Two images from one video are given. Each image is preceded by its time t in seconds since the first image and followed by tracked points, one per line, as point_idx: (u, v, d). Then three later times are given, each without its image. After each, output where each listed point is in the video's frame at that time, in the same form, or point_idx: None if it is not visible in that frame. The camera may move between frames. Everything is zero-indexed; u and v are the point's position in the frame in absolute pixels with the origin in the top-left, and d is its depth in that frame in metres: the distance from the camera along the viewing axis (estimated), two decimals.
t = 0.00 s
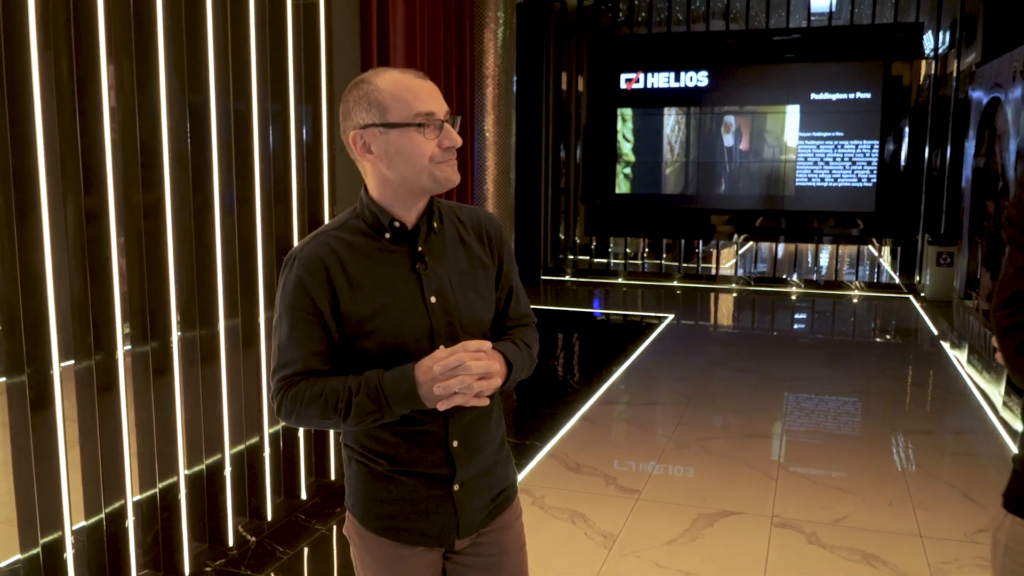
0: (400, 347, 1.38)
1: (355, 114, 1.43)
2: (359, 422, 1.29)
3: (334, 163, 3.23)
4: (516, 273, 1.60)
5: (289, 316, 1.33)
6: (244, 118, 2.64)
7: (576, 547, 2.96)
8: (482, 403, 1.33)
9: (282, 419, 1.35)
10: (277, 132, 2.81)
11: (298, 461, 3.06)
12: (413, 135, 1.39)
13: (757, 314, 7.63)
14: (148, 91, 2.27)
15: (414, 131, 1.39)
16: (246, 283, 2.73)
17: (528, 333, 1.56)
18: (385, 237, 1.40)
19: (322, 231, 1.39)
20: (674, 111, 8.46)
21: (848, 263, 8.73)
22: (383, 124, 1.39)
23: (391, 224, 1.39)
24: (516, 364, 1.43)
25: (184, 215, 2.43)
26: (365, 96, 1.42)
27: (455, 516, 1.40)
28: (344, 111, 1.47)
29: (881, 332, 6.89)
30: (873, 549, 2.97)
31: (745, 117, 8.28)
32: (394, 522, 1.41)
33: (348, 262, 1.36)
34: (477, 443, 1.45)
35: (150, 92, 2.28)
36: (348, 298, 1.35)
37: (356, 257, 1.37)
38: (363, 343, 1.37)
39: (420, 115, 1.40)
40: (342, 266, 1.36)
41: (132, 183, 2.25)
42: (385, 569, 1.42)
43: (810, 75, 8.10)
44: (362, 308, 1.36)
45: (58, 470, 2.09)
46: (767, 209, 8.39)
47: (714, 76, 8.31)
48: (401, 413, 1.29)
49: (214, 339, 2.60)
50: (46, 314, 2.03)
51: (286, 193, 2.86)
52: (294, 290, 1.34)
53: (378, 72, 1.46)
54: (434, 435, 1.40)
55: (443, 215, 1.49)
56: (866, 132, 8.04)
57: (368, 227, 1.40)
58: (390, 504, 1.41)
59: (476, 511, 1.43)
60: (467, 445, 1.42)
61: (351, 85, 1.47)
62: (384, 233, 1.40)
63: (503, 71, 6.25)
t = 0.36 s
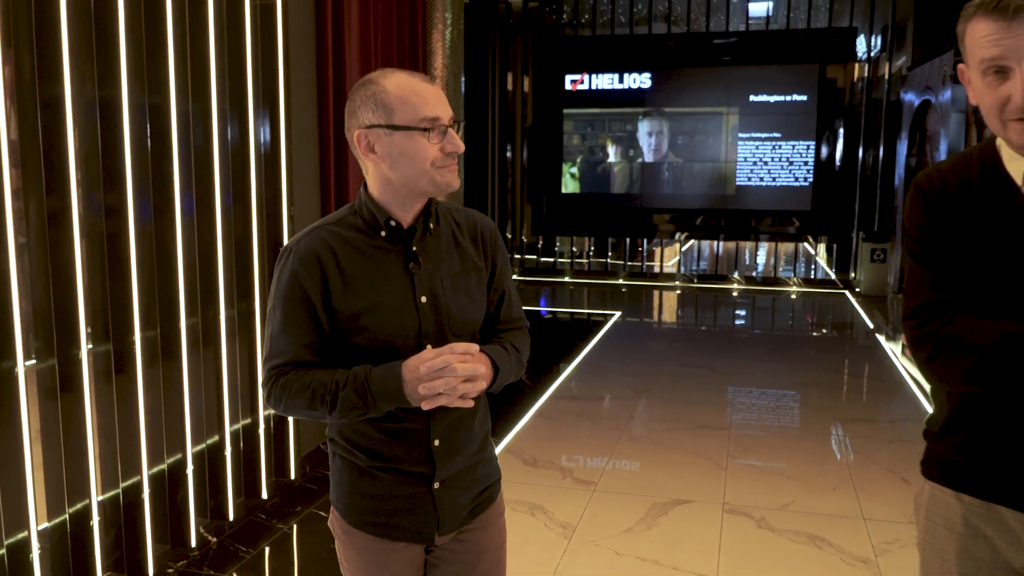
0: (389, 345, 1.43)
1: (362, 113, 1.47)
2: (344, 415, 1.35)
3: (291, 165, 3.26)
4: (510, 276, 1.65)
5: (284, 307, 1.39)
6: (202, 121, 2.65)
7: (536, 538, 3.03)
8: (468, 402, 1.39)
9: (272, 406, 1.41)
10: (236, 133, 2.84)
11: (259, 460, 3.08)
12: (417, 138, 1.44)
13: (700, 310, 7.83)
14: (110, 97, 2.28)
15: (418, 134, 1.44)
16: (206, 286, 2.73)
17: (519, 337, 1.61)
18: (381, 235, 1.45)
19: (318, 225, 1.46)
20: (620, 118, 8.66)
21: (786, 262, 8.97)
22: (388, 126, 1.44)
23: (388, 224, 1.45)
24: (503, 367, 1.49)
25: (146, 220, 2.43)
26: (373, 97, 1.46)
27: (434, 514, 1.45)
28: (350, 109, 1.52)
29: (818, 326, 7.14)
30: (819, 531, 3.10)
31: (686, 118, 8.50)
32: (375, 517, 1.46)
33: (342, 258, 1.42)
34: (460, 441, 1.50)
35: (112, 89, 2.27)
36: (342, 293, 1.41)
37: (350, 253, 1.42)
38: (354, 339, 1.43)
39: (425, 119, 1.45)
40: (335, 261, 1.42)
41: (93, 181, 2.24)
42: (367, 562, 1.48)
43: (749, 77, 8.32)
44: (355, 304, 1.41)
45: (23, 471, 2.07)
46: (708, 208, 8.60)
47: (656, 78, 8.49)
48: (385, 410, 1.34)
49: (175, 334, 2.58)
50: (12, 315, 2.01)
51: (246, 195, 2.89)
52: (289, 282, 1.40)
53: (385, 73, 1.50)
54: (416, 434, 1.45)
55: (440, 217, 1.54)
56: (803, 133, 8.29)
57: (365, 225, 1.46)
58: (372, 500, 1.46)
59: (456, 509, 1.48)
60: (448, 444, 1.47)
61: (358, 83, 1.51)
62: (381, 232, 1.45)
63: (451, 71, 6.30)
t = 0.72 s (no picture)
0: (370, 341, 1.45)
1: (362, 107, 1.49)
2: (302, 414, 1.36)
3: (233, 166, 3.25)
4: (498, 281, 1.68)
5: (266, 297, 1.42)
6: (142, 125, 2.63)
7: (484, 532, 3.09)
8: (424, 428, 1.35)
9: (242, 395, 1.43)
10: (177, 134, 2.83)
11: (204, 461, 3.07)
12: (418, 134, 1.46)
13: (633, 307, 8.00)
14: (53, 98, 2.24)
15: (418, 130, 1.47)
16: (150, 290, 2.70)
17: (508, 340, 1.63)
18: (371, 230, 1.48)
19: (305, 218, 1.49)
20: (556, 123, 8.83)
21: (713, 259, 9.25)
22: (388, 121, 1.46)
23: (377, 219, 1.48)
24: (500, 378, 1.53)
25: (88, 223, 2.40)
26: (374, 92, 1.48)
27: (408, 517, 1.49)
28: (349, 104, 1.54)
29: (746, 321, 7.38)
30: (754, 516, 3.24)
31: (617, 120, 8.70)
32: (352, 518, 1.49)
33: (331, 251, 1.45)
34: (439, 446, 1.53)
35: (55, 91, 2.25)
36: (328, 286, 1.44)
37: (338, 247, 1.45)
38: (339, 330, 1.44)
39: (426, 115, 1.47)
40: (321, 254, 1.44)
41: (38, 183, 2.21)
42: (338, 564, 1.50)
43: (677, 80, 8.53)
44: (340, 298, 1.44)
45: None
46: (638, 207, 8.81)
47: (588, 80, 8.65)
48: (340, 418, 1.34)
49: (118, 336, 2.54)
50: None
51: (189, 199, 2.89)
52: (274, 271, 1.43)
53: (386, 69, 1.52)
54: (394, 437, 1.48)
55: (430, 216, 1.58)
56: (729, 134, 8.53)
57: (355, 218, 1.49)
58: (348, 501, 1.49)
59: (432, 512, 1.51)
60: (423, 448, 1.50)
61: (358, 79, 1.54)
62: (371, 227, 1.48)
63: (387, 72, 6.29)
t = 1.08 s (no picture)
0: (352, 339, 1.47)
1: (345, 109, 1.54)
2: (291, 409, 1.37)
3: (168, 168, 3.21)
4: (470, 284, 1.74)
5: (245, 297, 1.42)
6: (78, 127, 2.59)
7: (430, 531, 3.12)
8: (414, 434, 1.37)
9: (223, 395, 1.43)
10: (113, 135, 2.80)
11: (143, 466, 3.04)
12: (403, 134, 1.52)
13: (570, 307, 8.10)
14: None
15: (402, 131, 1.53)
16: (88, 296, 2.67)
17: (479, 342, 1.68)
18: (350, 232, 1.51)
19: (284, 218, 1.50)
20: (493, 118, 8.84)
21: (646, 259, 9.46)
22: (374, 122, 1.51)
23: (358, 219, 1.52)
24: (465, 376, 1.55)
25: (23, 225, 2.36)
26: (357, 95, 1.53)
27: (381, 519, 1.50)
28: (330, 106, 1.59)
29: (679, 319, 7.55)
30: (691, 507, 3.35)
31: (551, 122, 8.82)
32: (324, 523, 1.50)
33: (311, 251, 1.47)
34: (412, 451, 1.55)
35: None
36: (308, 284, 1.46)
37: (317, 246, 1.48)
38: (320, 328, 1.46)
39: (410, 116, 1.54)
40: (300, 253, 1.46)
41: None
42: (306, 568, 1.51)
43: (610, 83, 8.69)
44: (321, 297, 1.46)
45: None
46: (572, 208, 8.94)
47: (523, 82, 8.74)
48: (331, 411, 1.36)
49: (59, 339, 2.50)
50: None
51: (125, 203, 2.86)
52: (253, 269, 1.43)
53: (368, 72, 1.58)
54: (370, 440, 1.50)
55: (408, 218, 1.62)
56: (661, 136, 8.76)
57: (336, 218, 1.52)
58: (321, 506, 1.50)
59: (406, 515, 1.54)
60: (397, 452, 1.52)
61: (340, 81, 1.58)
62: (351, 227, 1.51)
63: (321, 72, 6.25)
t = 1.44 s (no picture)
0: (329, 340, 1.52)
1: (331, 119, 1.58)
2: (269, 405, 1.42)
3: (113, 173, 3.21)
4: (444, 291, 1.79)
5: (226, 295, 1.47)
6: (23, 133, 2.59)
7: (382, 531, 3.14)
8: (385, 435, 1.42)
9: (200, 391, 1.47)
10: (57, 139, 2.79)
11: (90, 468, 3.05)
12: (388, 143, 1.57)
13: (514, 309, 8.21)
14: None
15: (387, 140, 1.57)
16: (36, 305, 2.67)
17: (451, 348, 1.74)
18: (332, 236, 1.56)
19: (267, 218, 1.55)
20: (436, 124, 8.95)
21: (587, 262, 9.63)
22: (358, 131, 1.55)
23: (340, 225, 1.56)
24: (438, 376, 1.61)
25: None
26: (342, 104, 1.57)
27: (349, 517, 1.56)
28: (315, 115, 1.61)
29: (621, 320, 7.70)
30: (634, 500, 3.46)
31: (495, 127, 8.93)
32: (291, 519, 1.55)
33: (292, 252, 1.52)
34: (381, 451, 1.60)
35: None
36: (289, 285, 1.51)
37: (299, 248, 1.52)
38: (300, 328, 1.51)
39: (394, 126, 1.58)
40: (282, 253, 1.51)
41: None
42: (271, 561, 1.56)
43: (552, 89, 8.84)
44: (301, 298, 1.51)
45: None
46: (515, 212, 9.05)
47: (466, 86, 8.83)
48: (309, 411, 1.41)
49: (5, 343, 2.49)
50: None
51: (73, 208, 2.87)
52: (237, 268, 1.48)
53: (353, 82, 1.61)
54: (342, 438, 1.55)
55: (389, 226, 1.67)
56: (601, 141, 8.91)
57: (319, 221, 1.56)
58: (290, 503, 1.55)
59: (372, 511, 1.59)
60: (367, 450, 1.57)
61: (325, 91, 1.61)
62: (333, 232, 1.56)
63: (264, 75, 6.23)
